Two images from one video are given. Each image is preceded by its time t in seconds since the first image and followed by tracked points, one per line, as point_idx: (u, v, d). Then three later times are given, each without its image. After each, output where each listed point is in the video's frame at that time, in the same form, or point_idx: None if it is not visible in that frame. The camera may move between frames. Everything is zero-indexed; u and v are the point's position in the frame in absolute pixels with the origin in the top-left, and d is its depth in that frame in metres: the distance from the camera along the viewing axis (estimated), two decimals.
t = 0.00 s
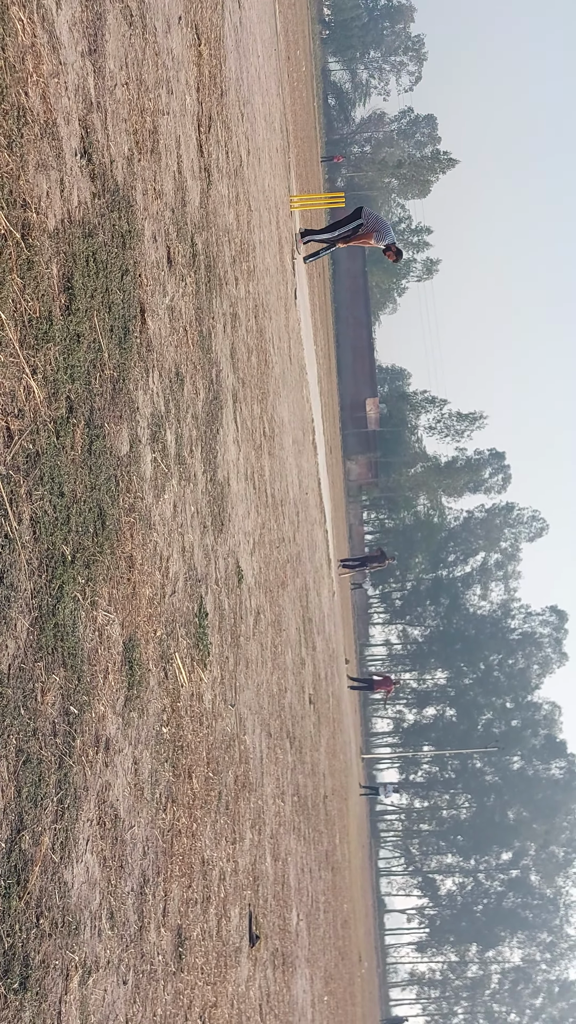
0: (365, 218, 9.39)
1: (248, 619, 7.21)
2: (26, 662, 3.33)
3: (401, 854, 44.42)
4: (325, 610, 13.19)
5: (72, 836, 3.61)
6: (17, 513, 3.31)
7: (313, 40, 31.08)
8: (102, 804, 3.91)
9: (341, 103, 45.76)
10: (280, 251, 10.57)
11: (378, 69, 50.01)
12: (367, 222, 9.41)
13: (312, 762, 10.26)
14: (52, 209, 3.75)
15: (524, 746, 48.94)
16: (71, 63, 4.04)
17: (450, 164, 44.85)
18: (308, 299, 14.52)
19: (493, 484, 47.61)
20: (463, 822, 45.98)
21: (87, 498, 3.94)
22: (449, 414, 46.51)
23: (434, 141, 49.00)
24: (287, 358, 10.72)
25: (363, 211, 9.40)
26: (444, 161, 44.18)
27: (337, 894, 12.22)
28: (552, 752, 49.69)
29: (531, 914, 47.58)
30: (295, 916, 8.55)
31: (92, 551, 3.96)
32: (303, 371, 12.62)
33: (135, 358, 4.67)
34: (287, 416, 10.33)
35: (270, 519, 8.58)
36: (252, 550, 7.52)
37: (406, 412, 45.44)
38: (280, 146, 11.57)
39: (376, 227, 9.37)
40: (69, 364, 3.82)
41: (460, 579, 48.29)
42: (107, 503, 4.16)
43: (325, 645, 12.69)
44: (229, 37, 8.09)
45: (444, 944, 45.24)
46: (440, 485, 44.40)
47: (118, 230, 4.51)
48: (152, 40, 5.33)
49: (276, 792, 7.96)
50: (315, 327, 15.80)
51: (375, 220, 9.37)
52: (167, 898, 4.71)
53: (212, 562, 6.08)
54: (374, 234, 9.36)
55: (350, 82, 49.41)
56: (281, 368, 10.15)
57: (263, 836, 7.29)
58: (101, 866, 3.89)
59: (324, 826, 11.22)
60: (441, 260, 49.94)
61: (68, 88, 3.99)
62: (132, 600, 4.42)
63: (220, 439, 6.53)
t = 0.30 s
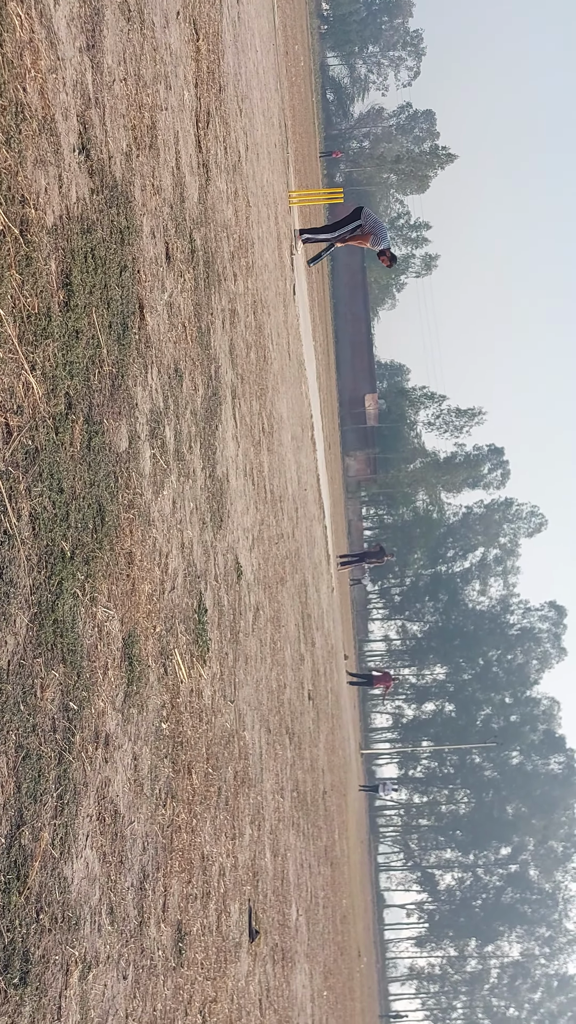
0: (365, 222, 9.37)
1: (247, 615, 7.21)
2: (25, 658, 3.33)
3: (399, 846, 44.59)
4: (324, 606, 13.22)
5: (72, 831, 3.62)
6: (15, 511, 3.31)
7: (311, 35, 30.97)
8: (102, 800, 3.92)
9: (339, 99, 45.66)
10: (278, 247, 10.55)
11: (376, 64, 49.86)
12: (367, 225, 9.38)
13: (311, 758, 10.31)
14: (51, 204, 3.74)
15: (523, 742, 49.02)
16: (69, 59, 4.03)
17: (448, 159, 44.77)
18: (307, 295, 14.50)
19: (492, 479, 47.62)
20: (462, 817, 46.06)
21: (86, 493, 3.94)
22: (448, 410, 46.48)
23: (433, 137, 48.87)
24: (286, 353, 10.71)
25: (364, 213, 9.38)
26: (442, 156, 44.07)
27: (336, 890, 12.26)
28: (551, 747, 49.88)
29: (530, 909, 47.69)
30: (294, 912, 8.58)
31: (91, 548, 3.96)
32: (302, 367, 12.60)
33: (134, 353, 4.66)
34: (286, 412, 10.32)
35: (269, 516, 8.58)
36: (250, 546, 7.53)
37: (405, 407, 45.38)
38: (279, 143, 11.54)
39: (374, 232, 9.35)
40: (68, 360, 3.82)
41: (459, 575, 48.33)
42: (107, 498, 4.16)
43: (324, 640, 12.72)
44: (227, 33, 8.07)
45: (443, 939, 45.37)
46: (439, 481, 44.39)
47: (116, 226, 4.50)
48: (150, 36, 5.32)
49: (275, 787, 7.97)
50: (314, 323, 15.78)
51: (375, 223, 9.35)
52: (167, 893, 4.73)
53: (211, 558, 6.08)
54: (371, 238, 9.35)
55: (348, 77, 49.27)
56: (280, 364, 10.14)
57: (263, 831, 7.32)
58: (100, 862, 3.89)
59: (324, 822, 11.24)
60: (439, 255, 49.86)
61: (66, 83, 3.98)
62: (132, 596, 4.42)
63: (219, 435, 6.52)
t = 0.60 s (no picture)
0: (364, 219, 9.31)
1: (246, 609, 7.21)
2: (24, 651, 3.32)
3: (399, 842, 44.29)
4: (324, 600, 13.23)
5: (71, 824, 3.62)
6: (14, 504, 3.31)
7: (311, 28, 30.83)
8: (100, 793, 3.92)
9: (340, 92, 45.48)
10: (278, 241, 10.53)
11: (377, 57, 49.66)
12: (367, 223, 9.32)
13: (310, 752, 10.33)
14: (49, 197, 3.73)
15: (521, 736, 49.11)
16: (68, 51, 4.01)
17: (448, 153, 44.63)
18: (306, 289, 14.47)
19: (491, 474, 47.59)
20: (461, 811, 46.16)
21: (85, 488, 3.94)
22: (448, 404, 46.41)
23: (433, 130, 48.71)
24: (285, 347, 10.69)
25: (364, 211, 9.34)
26: (443, 150, 43.95)
27: (335, 882, 12.30)
28: (549, 741, 50.01)
29: (528, 903, 47.84)
30: (293, 905, 8.60)
31: (90, 541, 3.96)
32: (301, 361, 12.59)
33: (133, 347, 4.65)
34: (285, 405, 10.31)
35: (268, 510, 8.58)
36: (250, 541, 7.52)
37: (405, 402, 45.31)
38: (279, 137, 11.51)
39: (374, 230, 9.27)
40: (67, 353, 3.82)
41: (458, 569, 48.36)
42: (105, 492, 4.16)
43: (323, 634, 12.75)
44: (227, 26, 8.03)
45: (441, 933, 45.52)
46: (438, 476, 44.37)
47: (115, 218, 4.48)
48: (150, 27, 5.29)
49: (274, 780, 7.98)
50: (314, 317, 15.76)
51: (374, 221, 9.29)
52: (166, 887, 4.74)
53: (210, 552, 6.08)
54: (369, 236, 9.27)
55: (348, 70, 49.08)
56: (280, 358, 10.13)
57: (262, 824, 7.34)
58: (99, 855, 3.90)
59: (323, 815, 11.28)
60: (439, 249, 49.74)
61: (65, 75, 3.96)
62: (130, 589, 4.42)
63: (218, 429, 6.52)
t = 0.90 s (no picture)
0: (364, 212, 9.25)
1: (246, 602, 7.21)
2: (23, 645, 3.33)
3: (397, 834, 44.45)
4: (323, 593, 13.23)
5: (70, 817, 3.63)
6: (14, 497, 3.30)
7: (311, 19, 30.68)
8: (99, 786, 3.93)
9: (339, 83, 45.28)
10: (277, 233, 10.50)
11: (376, 48, 49.40)
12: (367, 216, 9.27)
13: (309, 744, 10.34)
14: (48, 189, 3.71)
15: (520, 729, 49.24)
16: (67, 42, 3.98)
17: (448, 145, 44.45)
18: (306, 281, 14.44)
19: (490, 467, 47.57)
20: (459, 803, 46.28)
21: (84, 481, 3.93)
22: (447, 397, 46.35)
23: (433, 122, 48.47)
24: (284, 340, 10.66)
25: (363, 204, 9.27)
26: (442, 142, 43.77)
27: (334, 874, 12.35)
28: (548, 734, 50.14)
29: (526, 894, 48.03)
30: (292, 897, 8.63)
31: (89, 534, 3.96)
32: (301, 354, 12.57)
33: (132, 339, 4.64)
34: (285, 399, 10.28)
35: (268, 502, 8.58)
36: (249, 534, 7.52)
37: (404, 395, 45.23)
38: (278, 128, 11.45)
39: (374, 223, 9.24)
40: (66, 346, 3.80)
41: (457, 562, 48.38)
42: (105, 485, 4.15)
43: (322, 627, 12.77)
44: (227, 17, 7.99)
45: (440, 924, 45.71)
46: (437, 469, 44.33)
47: (114, 210, 4.46)
48: (149, 18, 5.26)
49: (273, 772, 8.00)
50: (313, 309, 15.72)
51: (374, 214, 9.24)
52: (165, 879, 4.75)
53: (209, 545, 6.08)
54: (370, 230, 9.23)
55: (348, 61, 48.83)
56: (279, 351, 10.11)
57: (261, 816, 7.36)
58: (99, 848, 3.91)
59: (322, 807, 11.31)
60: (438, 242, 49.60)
61: (64, 67, 3.93)
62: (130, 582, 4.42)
63: (217, 422, 6.51)
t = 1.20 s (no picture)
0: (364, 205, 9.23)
1: (243, 596, 7.22)
2: (20, 639, 3.32)
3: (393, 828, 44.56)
4: (320, 587, 13.22)
5: (67, 808, 3.64)
6: (11, 489, 3.30)
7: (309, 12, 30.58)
8: (96, 779, 3.93)
9: (337, 77, 45.14)
10: (275, 226, 10.46)
11: (375, 42, 49.21)
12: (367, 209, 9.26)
13: (305, 738, 10.35)
14: (46, 181, 3.70)
15: (516, 723, 49.36)
16: (64, 34, 3.96)
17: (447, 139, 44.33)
18: (303, 275, 14.41)
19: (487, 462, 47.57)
20: (455, 797, 46.38)
21: (82, 474, 3.93)
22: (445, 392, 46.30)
23: (431, 116, 48.30)
24: (282, 333, 10.64)
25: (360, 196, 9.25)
26: (441, 136, 43.66)
27: (330, 868, 12.38)
28: (544, 728, 50.29)
29: (521, 888, 48.21)
30: (288, 890, 8.64)
31: (86, 528, 3.96)
32: (298, 347, 12.54)
33: (129, 332, 4.64)
34: (282, 392, 10.26)
35: (265, 496, 8.58)
36: (246, 528, 7.52)
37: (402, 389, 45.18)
38: (276, 121, 11.40)
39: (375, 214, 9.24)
40: (64, 338, 3.79)
41: (454, 557, 48.41)
42: (102, 479, 4.15)
43: (319, 621, 12.76)
44: (225, 9, 7.96)
45: (435, 918, 45.83)
46: (434, 464, 44.31)
47: (112, 203, 4.45)
48: (147, 10, 5.23)
49: (270, 767, 8.01)
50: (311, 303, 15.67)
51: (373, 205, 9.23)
52: (162, 872, 4.76)
53: (206, 539, 6.08)
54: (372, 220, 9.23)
55: (346, 55, 48.64)
56: (276, 344, 10.08)
57: (257, 810, 7.37)
58: (95, 840, 3.91)
59: (318, 800, 11.31)
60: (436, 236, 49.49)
61: (61, 58, 3.92)
62: (127, 575, 4.42)
63: (215, 416, 6.50)
